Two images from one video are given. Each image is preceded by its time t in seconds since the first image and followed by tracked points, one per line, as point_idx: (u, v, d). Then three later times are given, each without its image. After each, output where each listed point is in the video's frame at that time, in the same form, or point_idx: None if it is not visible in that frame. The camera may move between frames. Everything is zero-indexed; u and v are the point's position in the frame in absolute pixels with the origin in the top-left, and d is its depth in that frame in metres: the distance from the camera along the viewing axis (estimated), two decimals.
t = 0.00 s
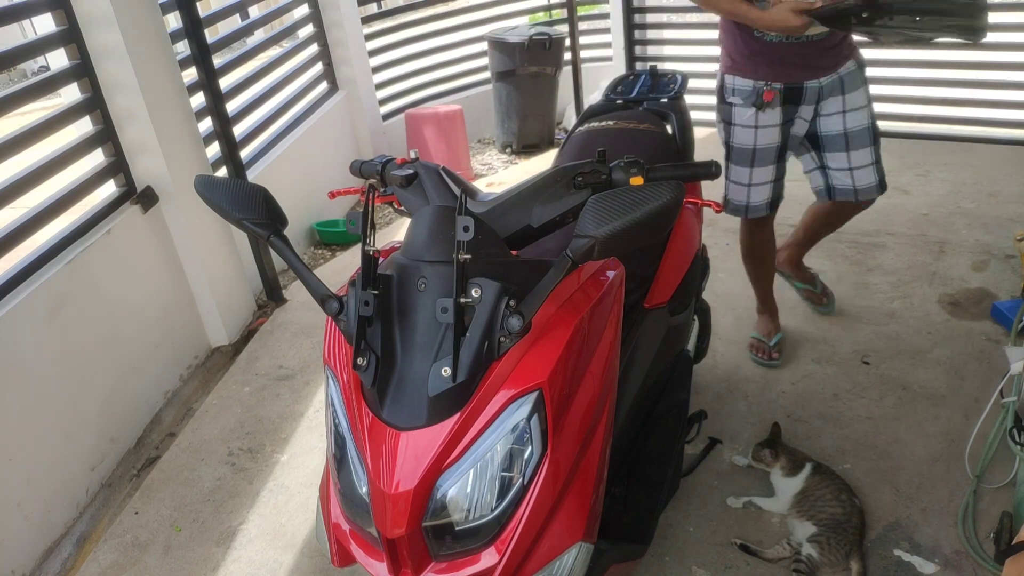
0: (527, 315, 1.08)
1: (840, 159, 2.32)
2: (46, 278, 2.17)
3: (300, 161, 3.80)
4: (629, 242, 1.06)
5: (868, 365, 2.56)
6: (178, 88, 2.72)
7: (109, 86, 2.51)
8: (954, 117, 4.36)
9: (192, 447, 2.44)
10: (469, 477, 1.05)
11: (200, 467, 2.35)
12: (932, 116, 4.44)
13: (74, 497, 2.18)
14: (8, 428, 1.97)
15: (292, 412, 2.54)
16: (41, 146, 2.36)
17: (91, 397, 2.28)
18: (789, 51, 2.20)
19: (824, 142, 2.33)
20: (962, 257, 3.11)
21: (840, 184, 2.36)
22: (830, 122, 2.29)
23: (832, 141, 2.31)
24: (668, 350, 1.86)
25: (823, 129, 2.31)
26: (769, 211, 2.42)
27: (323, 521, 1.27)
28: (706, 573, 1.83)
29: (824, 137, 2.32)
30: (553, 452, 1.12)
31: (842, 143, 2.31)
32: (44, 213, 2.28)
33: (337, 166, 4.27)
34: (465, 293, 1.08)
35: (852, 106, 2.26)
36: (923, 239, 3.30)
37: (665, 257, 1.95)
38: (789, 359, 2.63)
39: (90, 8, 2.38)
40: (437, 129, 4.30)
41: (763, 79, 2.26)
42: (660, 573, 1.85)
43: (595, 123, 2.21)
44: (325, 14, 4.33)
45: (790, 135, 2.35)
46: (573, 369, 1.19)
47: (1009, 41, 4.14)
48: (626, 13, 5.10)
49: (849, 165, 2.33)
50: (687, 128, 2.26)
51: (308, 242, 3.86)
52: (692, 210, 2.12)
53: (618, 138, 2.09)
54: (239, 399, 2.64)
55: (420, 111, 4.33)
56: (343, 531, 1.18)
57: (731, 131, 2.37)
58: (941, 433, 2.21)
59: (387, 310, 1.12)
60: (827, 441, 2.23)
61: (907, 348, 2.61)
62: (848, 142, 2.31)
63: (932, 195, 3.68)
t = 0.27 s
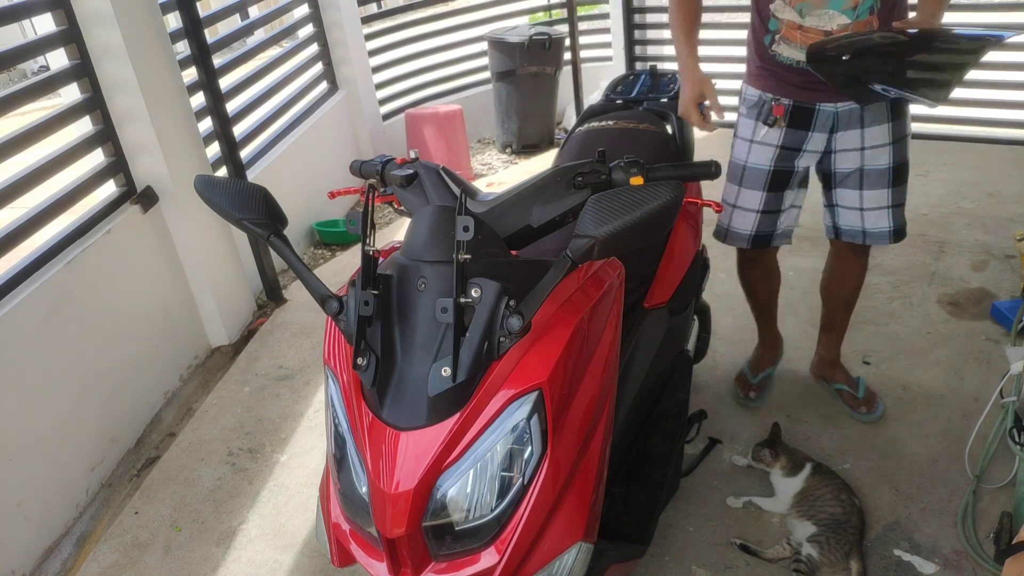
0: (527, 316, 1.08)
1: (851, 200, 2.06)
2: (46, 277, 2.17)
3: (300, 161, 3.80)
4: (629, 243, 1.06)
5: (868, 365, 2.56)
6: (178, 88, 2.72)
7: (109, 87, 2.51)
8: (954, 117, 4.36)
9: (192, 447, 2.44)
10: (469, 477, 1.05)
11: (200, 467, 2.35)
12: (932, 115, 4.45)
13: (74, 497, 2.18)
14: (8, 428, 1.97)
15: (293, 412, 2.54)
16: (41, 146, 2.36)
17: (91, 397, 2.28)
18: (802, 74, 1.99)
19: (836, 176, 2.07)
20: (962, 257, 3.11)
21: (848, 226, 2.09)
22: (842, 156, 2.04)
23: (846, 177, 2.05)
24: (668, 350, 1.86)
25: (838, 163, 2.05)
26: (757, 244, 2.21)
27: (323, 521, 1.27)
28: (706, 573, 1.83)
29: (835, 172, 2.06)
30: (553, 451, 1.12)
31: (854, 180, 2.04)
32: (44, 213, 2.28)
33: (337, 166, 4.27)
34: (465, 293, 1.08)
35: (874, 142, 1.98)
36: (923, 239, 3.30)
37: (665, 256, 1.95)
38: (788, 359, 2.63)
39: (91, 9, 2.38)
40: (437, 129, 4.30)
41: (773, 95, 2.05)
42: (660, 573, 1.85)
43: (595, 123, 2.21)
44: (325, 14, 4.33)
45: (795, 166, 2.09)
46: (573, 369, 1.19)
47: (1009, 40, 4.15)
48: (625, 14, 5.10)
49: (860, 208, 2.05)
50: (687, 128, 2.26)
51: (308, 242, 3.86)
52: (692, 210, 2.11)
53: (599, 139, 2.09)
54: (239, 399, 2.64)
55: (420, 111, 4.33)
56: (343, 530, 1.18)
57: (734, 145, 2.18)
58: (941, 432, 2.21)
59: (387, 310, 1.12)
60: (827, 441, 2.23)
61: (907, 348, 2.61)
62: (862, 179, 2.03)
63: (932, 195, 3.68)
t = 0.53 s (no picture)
0: (527, 316, 1.08)
1: (837, 201, 2.05)
2: (47, 277, 2.17)
3: (300, 161, 3.80)
4: (629, 243, 1.06)
5: (868, 365, 2.56)
6: (178, 88, 2.72)
7: (109, 87, 2.51)
8: (955, 117, 4.36)
9: (192, 447, 2.44)
10: (469, 477, 1.05)
11: (200, 467, 2.35)
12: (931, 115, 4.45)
13: (74, 497, 2.18)
14: (8, 428, 1.97)
15: (293, 412, 2.54)
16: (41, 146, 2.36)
17: (91, 397, 2.28)
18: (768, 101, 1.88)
19: (819, 179, 2.05)
20: (962, 257, 3.11)
21: (834, 224, 2.10)
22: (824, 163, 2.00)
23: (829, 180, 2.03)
24: (668, 350, 1.87)
25: (821, 168, 2.02)
26: (748, 270, 2.15)
27: (323, 521, 1.27)
28: (706, 573, 1.83)
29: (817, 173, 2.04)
30: (553, 451, 1.12)
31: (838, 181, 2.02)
32: (44, 213, 2.28)
33: (337, 166, 4.28)
34: (465, 293, 1.08)
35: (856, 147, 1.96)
36: (923, 239, 3.30)
37: (665, 256, 1.94)
38: (788, 359, 2.63)
39: (90, 9, 2.38)
40: (437, 129, 4.30)
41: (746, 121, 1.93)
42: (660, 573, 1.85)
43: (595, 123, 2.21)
44: (325, 14, 4.33)
45: (781, 188, 2.01)
46: (573, 369, 1.19)
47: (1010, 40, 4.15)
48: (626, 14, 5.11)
49: (845, 206, 2.05)
50: (687, 127, 2.26)
51: (308, 242, 3.86)
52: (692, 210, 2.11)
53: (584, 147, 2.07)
54: (239, 399, 2.64)
55: (420, 111, 4.33)
56: (343, 530, 1.18)
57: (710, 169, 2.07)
58: (940, 432, 2.22)
59: (387, 310, 1.12)
60: (827, 441, 2.23)
61: (906, 347, 2.61)
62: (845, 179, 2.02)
63: (932, 195, 3.69)
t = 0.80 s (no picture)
0: (527, 315, 1.08)
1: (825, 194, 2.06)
2: (47, 277, 2.17)
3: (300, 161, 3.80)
4: (629, 243, 1.06)
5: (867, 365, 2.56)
6: (178, 88, 2.72)
7: (109, 87, 2.51)
8: (956, 117, 4.36)
9: (192, 447, 2.44)
10: (469, 477, 1.05)
11: (200, 467, 2.35)
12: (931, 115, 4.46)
13: (74, 498, 2.18)
14: (8, 428, 1.97)
15: (293, 412, 2.54)
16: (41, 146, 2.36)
17: (91, 397, 2.28)
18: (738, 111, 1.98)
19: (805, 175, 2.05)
20: (962, 257, 3.11)
21: (824, 216, 2.12)
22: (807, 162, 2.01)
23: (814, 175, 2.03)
24: (668, 350, 1.87)
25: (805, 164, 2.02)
26: (742, 274, 2.18)
27: (323, 521, 1.27)
28: (705, 573, 1.83)
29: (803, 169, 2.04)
30: (553, 451, 1.12)
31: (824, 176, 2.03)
32: (44, 212, 2.28)
33: (337, 166, 4.28)
34: (465, 293, 1.08)
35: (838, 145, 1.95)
36: (923, 239, 3.30)
37: (664, 255, 1.94)
38: (788, 359, 2.63)
39: (90, 9, 2.38)
40: (437, 129, 4.30)
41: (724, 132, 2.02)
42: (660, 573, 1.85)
43: (595, 123, 2.22)
44: (325, 14, 4.33)
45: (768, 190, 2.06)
46: (573, 369, 1.19)
47: (1010, 40, 4.16)
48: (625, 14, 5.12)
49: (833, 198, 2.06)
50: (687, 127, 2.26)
51: (308, 242, 3.85)
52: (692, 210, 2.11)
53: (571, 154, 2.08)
54: (239, 399, 2.64)
55: (420, 111, 4.33)
56: (343, 530, 1.18)
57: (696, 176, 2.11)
58: (940, 432, 2.22)
59: (387, 310, 1.12)
60: (827, 441, 2.24)
61: (906, 347, 2.62)
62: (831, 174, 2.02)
63: (932, 195, 3.69)
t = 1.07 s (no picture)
0: (527, 316, 1.08)
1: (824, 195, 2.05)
2: (47, 277, 2.17)
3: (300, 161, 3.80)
4: (630, 243, 1.06)
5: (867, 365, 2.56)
6: (178, 88, 2.72)
7: (109, 87, 2.51)
8: (957, 116, 4.35)
9: (192, 447, 2.44)
10: (469, 477, 1.05)
11: (200, 467, 2.35)
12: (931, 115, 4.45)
13: (74, 498, 2.18)
14: (8, 427, 1.97)
15: (292, 412, 2.54)
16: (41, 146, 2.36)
17: (91, 396, 2.28)
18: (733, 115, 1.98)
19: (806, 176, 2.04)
20: (962, 257, 3.11)
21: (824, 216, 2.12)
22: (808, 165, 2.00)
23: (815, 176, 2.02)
24: (668, 350, 1.87)
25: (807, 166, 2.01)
26: (741, 275, 2.18)
27: (323, 521, 1.27)
28: (706, 573, 1.83)
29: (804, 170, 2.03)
30: (553, 452, 1.12)
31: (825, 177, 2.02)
32: (44, 212, 2.28)
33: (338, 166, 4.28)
34: (465, 293, 1.08)
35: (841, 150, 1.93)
36: (923, 239, 3.30)
37: (664, 255, 1.94)
38: (788, 359, 2.63)
39: (90, 8, 2.38)
40: (437, 129, 4.30)
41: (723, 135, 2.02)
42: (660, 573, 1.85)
43: (595, 123, 2.22)
44: (325, 14, 4.32)
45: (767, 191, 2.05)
46: (573, 369, 1.19)
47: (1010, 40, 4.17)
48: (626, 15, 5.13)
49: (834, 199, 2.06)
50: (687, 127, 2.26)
51: (308, 242, 3.85)
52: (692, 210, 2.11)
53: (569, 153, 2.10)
54: (239, 399, 2.64)
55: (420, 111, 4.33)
56: (342, 530, 1.18)
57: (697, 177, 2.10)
58: (940, 432, 2.21)
59: (387, 310, 1.12)
60: (826, 441, 2.24)
61: (906, 348, 2.61)
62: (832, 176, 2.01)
63: (932, 195, 3.69)
